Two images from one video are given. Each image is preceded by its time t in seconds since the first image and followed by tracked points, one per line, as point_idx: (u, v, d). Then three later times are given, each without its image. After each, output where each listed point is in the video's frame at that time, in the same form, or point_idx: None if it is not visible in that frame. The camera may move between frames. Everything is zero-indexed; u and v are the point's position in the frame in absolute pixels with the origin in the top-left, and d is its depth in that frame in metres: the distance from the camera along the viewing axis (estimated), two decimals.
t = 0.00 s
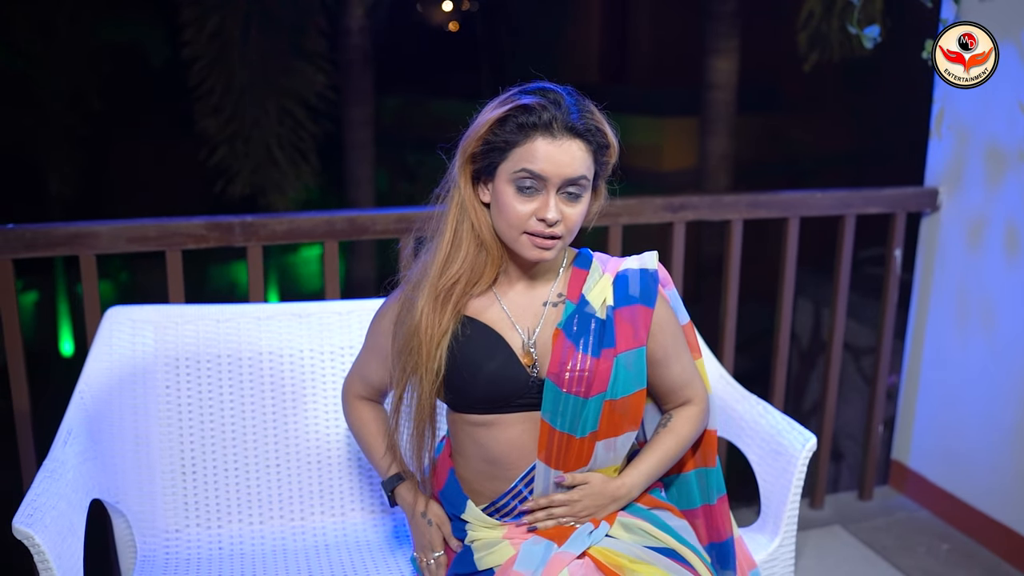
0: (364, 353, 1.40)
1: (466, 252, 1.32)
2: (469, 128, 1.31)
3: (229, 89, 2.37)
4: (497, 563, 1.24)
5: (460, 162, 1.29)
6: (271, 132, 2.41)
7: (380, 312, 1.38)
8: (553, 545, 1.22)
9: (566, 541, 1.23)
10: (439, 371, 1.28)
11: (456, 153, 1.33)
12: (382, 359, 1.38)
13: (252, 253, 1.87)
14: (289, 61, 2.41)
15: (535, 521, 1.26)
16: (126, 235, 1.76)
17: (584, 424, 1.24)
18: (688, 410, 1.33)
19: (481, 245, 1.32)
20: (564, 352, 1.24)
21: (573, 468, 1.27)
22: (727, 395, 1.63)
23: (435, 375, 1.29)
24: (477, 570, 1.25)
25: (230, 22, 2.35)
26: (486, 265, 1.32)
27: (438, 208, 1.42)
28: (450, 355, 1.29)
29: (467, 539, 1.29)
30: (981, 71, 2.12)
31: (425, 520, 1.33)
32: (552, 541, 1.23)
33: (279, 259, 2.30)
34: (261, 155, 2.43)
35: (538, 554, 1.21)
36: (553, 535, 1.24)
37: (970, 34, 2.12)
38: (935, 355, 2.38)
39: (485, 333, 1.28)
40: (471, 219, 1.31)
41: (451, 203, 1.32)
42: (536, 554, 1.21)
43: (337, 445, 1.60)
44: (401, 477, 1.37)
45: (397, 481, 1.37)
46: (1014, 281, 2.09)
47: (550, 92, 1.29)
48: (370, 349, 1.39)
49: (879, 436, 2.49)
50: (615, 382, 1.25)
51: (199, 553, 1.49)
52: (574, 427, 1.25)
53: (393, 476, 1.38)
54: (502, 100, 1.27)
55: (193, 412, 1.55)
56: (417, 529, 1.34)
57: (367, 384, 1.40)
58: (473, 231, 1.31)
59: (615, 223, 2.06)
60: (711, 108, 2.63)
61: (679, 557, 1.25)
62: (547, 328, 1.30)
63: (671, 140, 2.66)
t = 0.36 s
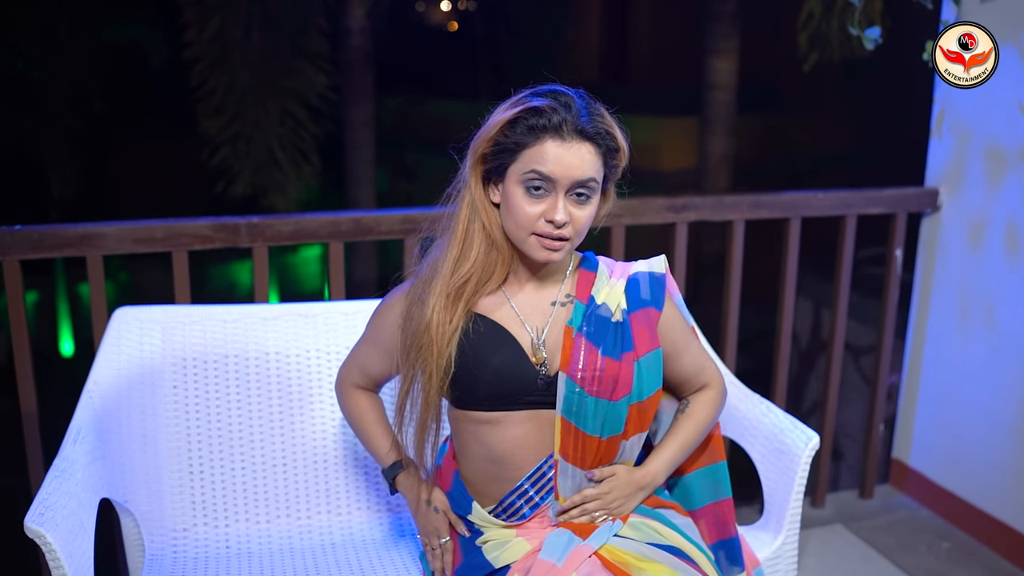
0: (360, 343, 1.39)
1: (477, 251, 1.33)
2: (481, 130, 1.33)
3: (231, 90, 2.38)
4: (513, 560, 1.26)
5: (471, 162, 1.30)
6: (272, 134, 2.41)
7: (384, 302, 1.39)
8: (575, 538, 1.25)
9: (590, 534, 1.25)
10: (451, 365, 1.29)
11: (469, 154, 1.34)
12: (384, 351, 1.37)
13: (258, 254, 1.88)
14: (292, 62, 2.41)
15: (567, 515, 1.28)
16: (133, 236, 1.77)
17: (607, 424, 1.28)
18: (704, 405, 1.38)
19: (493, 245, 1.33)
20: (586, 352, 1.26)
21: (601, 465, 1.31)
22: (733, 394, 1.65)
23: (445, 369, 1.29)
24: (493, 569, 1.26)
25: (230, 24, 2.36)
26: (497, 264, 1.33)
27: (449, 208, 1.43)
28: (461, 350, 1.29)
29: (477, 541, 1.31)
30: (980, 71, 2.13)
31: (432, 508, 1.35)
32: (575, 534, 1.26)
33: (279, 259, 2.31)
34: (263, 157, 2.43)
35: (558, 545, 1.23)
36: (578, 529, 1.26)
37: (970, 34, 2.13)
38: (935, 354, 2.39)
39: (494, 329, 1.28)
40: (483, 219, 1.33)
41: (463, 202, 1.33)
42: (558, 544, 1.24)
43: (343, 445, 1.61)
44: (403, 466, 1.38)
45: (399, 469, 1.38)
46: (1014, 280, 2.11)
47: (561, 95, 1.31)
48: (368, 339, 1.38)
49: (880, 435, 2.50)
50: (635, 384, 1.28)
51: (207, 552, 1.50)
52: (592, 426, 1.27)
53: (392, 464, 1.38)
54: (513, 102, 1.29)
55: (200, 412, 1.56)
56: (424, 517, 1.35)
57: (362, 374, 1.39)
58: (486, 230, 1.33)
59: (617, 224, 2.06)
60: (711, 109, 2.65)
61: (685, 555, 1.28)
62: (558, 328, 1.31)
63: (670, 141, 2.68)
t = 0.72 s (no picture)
0: (361, 337, 1.38)
1: (486, 250, 1.33)
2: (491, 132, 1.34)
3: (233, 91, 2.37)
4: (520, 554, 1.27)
5: (481, 163, 1.31)
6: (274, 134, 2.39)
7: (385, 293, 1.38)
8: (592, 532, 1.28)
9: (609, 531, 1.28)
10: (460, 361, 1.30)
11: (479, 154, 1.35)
12: (385, 347, 1.37)
13: (263, 255, 1.89)
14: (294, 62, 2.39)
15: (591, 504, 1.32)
16: (139, 236, 1.78)
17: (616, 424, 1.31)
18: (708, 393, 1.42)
19: (501, 245, 1.34)
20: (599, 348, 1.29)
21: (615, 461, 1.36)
22: (734, 393, 1.66)
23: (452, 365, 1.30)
24: (504, 566, 1.27)
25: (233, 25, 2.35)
26: (505, 264, 1.34)
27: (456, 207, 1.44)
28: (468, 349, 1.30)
29: (482, 541, 1.32)
30: (980, 71, 2.15)
31: (438, 503, 1.36)
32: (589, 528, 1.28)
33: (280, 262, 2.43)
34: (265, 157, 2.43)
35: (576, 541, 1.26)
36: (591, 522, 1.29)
37: (970, 34, 2.14)
38: (934, 354, 2.40)
39: (499, 328, 1.30)
40: (491, 220, 1.33)
41: (472, 202, 1.34)
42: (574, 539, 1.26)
43: (347, 444, 1.63)
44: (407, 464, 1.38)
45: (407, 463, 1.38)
46: (1012, 281, 2.12)
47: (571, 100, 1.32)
48: (369, 332, 1.37)
49: (879, 435, 2.51)
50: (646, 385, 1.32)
51: (213, 549, 1.52)
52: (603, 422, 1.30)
53: (398, 459, 1.39)
54: (525, 106, 1.30)
55: (206, 410, 1.57)
56: (428, 511, 1.37)
57: (361, 370, 1.39)
58: (494, 231, 1.33)
59: (619, 225, 2.07)
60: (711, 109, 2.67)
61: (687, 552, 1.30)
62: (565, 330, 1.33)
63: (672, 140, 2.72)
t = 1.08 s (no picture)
0: (357, 334, 1.39)
1: (489, 248, 1.35)
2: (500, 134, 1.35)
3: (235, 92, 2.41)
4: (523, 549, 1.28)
5: (490, 164, 1.32)
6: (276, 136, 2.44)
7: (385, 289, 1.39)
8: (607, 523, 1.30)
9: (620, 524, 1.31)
10: (463, 357, 1.31)
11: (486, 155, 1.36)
12: (384, 344, 1.37)
13: (267, 254, 1.91)
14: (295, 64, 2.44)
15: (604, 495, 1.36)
16: (143, 236, 1.80)
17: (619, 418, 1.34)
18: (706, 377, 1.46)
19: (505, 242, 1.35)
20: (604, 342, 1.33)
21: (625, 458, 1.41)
22: (732, 390, 1.68)
23: (455, 360, 1.31)
24: (507, 561, 1.28)
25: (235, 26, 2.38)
26: (507, 262, 1.35)
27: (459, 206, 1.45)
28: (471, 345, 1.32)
29: (483, 536, 1.34)
30: (981, 71, 2.16)
31: (431, 503, 1.38)
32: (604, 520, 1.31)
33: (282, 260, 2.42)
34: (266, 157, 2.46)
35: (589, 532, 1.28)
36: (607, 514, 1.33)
37: (970, 34, 2.15)
38: (932, 353, 2.42)
39: (500, 324, 1.32)
40: (496, 218, 1.34)
41: (477, 199, 1.35)
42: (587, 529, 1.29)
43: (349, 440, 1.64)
44: (400, 465, 1.39)
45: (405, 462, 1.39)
46: (1010, 280, 2.14)
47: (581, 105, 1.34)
48: (368, 328, 1.37)
49: (877, 433, 2.53)
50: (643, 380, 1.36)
51: (217, 545, 1.54)
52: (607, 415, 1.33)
53: (394, 460, 1.39)
54: (536, 111, 1.31)
55: (210, 407, 1.59)
56: (423, 512, 1.38)
57: (356, 369, 1.39)
58: (498, 228, 1.35)
59: (620, 224, 2.08)
60: (711, 110, 2.69)
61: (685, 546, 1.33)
62: (564, 326, 1.36)
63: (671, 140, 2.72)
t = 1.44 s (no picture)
0: (352, 334, 1.39)
1: (491, 246, 1.36)
2: (510, 137, 1.36)
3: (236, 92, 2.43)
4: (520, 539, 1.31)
5: (503, 166, 1.33)
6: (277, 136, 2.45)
7: (382, 286, 1.39)
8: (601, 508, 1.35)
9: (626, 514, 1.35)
10: (463, 355, 1.33)
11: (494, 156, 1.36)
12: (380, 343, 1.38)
13: (268, 251, 1.93)
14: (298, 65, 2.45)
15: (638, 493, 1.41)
16: (147, 234, 1.83)
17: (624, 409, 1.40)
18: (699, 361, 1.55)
19: (508, 243, 1.37)
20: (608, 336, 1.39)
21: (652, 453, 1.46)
22: (726, 385, 1.70)
23: (454, 357, 1.33)
24: (504, 554, 1.31)
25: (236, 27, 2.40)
26: (508, 261, 1.37)
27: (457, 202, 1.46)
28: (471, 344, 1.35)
29: (481, 531, 1.36)
30: (980, 71, 2.17)
31: (418, 510, 1.37)
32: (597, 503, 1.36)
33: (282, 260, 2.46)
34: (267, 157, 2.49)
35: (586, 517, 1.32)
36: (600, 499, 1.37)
37: (970, 34, 2.17)
38: (928, 350, 2.44)
39: (493, 321, 1.35)
40: (501, 218, 1.36)
41: (484, 198, 1.36)
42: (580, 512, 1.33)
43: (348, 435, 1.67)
44: (388, 471, 1.37)
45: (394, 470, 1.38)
46: (1004, 277, 2.16)
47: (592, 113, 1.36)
48: (366, 327, 1.37)
49: (873, 430, 2.55)
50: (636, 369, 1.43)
51: (219, 538, 1.56)
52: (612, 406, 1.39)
53: (383, 467, 1.37)
54: (553, 118, 1.33)
55: (212, 403, 1.62)
56: (406, 519, 1.36)
57: (351, 371, 1.40)
58: (502, 228, 1.36)
59: (616, 223, 2.09)
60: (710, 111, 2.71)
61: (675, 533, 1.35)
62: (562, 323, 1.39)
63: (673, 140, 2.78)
